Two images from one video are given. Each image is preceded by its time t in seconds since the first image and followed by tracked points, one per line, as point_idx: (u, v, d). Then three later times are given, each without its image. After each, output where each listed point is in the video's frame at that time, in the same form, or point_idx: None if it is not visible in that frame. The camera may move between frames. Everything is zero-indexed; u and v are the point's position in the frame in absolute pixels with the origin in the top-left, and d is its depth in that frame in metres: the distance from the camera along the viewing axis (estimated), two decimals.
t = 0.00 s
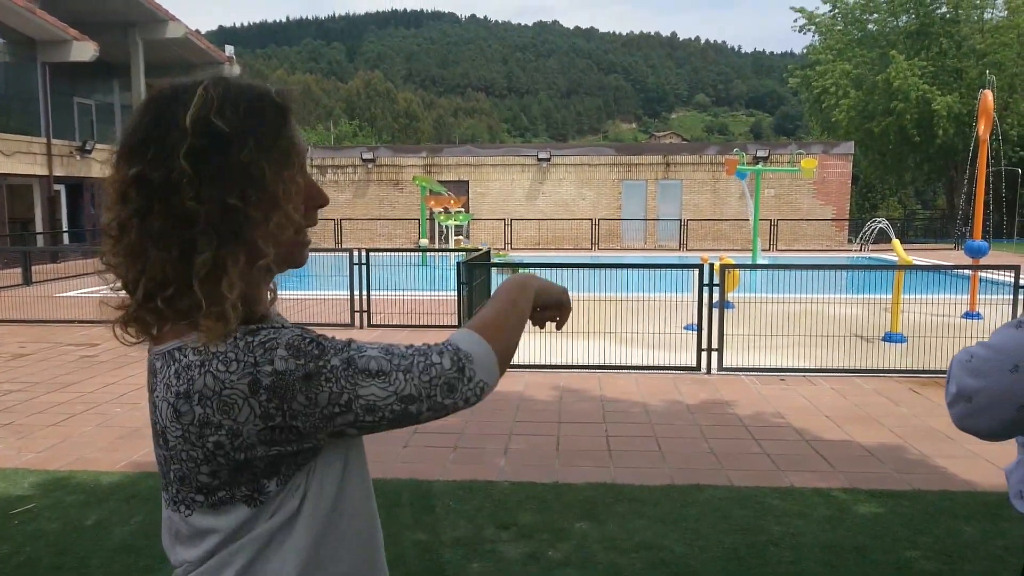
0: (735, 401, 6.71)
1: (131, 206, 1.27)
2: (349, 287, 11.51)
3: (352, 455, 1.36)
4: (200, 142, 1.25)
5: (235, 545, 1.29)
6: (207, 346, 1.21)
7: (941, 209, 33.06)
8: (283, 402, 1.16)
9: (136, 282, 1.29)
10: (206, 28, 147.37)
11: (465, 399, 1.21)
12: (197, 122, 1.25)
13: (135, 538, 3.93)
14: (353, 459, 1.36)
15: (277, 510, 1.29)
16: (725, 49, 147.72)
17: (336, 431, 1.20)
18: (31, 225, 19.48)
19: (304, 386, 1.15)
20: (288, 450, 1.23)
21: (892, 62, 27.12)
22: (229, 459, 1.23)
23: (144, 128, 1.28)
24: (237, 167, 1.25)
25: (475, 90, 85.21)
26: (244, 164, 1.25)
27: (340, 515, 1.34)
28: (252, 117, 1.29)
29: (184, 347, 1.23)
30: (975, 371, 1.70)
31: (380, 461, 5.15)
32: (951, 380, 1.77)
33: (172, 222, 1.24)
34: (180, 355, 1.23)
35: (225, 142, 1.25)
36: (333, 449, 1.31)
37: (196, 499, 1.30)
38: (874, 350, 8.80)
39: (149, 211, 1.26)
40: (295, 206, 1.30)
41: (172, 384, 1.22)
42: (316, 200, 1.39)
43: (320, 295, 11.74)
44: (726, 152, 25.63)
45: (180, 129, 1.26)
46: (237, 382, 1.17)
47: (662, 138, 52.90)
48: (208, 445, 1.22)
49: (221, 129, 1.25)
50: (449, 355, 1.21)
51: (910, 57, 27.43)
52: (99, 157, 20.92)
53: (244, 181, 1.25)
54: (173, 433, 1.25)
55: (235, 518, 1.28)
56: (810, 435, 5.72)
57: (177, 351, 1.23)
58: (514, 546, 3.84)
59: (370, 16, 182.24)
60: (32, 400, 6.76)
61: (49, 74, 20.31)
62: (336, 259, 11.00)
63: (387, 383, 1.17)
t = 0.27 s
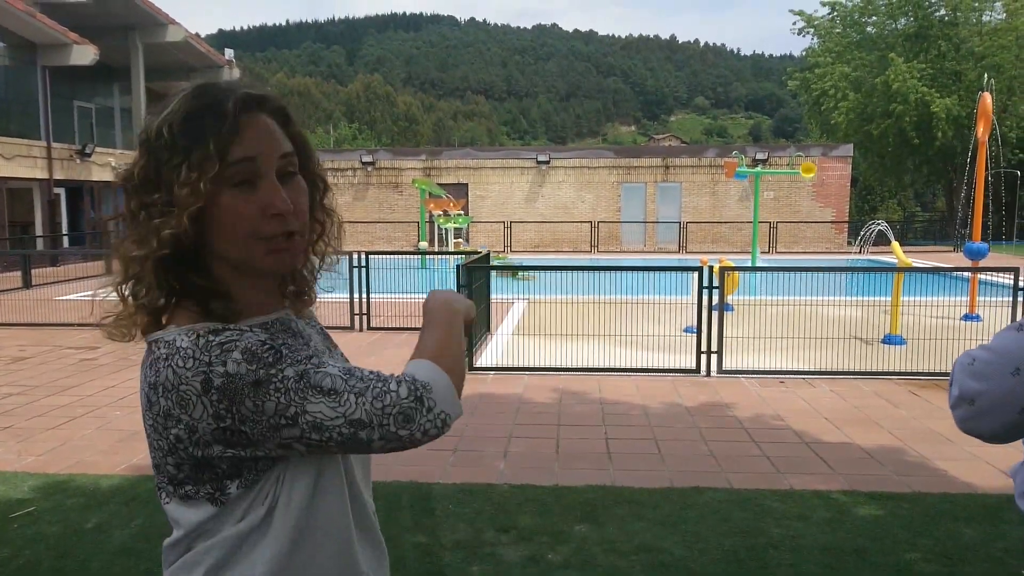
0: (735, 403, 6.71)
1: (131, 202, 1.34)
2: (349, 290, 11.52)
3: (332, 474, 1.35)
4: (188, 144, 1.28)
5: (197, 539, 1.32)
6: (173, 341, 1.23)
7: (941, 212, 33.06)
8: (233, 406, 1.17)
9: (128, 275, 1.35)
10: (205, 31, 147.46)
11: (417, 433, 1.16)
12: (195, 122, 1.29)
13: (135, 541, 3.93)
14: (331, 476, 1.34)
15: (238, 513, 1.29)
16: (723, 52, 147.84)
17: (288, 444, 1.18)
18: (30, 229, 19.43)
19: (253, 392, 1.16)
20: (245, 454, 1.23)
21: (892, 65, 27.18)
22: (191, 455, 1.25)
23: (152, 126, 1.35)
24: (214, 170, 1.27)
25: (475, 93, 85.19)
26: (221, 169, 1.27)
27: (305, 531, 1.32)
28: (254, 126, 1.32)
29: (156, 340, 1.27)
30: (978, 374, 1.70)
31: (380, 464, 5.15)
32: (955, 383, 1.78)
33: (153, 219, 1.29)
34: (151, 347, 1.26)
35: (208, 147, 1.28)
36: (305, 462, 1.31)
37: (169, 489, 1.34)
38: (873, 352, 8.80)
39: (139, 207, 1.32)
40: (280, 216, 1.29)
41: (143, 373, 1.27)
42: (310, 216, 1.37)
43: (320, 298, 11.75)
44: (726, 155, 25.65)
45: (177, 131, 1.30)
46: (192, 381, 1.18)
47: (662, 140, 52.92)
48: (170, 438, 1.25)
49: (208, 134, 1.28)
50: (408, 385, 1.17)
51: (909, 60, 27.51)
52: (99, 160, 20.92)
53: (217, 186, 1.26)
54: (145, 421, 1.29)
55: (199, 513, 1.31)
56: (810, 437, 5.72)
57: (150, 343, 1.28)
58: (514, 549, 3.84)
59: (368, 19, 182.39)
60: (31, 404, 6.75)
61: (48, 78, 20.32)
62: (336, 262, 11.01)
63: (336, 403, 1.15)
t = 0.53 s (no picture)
0: (735, 406, 6.71)
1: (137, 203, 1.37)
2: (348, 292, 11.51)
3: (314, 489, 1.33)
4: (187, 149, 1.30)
5: (176, 536, 1.33)
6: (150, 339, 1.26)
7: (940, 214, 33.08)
8: (193, 404, 1.17)
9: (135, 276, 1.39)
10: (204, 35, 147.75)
11: (359, 459, 1.12)
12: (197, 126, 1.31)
13: (135, 544, 3.92)
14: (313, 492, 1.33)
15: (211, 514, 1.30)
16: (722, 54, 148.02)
17: (243, 452, 1.18)
18: (30, 233, 19.39)
19: (211, 392, 1.16)
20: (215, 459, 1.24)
21: (890, 67, 27.21)
22: (166, 451, 1.27)
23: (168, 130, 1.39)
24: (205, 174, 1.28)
25: (474, 95, 85.29)
26: (219, 176, 1.28)
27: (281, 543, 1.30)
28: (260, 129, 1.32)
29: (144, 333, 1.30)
30: (981, 378, 1.70)
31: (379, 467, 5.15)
32: (956, 385, 1.77)
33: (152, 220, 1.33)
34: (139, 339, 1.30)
35: (207, 153, 1.29)
36: (282, 473, 1.29)
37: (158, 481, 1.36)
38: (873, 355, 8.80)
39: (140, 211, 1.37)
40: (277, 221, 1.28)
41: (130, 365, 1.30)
42: (309, 223, 1.36)
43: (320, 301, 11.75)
44: (725, 157, 25.69)
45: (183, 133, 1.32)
46: (159, 376, 1.20)
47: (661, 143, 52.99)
48: (152, 435, 1.28)
49: (206, 138, 1.30)
50: (358, 407, 1.14)
51: (908, 62, 27.54)
52: (98, 163, 20.93)
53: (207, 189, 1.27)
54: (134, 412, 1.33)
55: (177, 513, 1.32)
56: (810, 440, 5.72)
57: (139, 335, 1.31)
58: (514, 552, 3.84)
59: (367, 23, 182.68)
60: (31, 407, 6.75)
61: (48, 81, 20.34)
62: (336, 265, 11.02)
63: (285, 412, 1.13)
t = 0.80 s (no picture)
0: (735, 407, 6.70)
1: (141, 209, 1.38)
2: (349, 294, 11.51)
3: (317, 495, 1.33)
4: (193, 154, 1.30)
5: (180, 541, 1.34)
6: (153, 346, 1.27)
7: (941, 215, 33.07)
8: (197, 414, 1.18)
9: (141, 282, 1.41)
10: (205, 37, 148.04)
11: (361, 469, 1.13)
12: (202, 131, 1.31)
13: (135, 546, 3.92)
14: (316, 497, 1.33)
15: (214, 519, 1.31)
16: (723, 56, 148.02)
17: (246, 460, 1.19)
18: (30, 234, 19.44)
19: (214, 401, 1.17)
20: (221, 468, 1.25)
21: (890, 68, 27.22)
22: (171, 458, 1.28)
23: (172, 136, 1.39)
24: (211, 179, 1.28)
25: (474, 97, 85.32)
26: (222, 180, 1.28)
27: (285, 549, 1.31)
28: (267, 133, 1.32)
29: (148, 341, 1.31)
30: (984, 380, 1.70)
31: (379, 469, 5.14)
32: (958, 387, 1.77)
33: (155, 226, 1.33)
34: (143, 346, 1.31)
35: (210, 156, 1.29)
36: (284, 480, 1.30)
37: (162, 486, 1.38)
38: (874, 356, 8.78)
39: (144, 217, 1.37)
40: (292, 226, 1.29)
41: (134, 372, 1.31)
42: (320, 223, 1.38)
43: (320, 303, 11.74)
44: (725, 159, 25.71)
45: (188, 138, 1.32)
46: (162, 386, 1.21)
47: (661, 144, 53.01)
48: (155, 442, 1.29)
49: (210, 142, 1.30)
50: (363, 416, 1.15)
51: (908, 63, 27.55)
52: (99, 165, 20.95)
53: (212, 197, 1.27)
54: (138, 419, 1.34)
55: (181, 518, 1.33)
56: (811, 441, 5.72)
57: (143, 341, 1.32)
58: (513, 553, 3.84)
59: (367, 24, 182.84)
60: (31, 409, 6.75)
61: (48, 83, 20.35)
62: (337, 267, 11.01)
63: (288, 422, 1.14)
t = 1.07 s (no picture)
0: (735, 408, 6.70)
1: (143, 220, 1.33)
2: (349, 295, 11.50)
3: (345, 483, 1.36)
4: (205, 158, 1.28)
5: (208, 555, 1.33)
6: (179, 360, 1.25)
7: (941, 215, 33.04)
8: (236, 424, 1.18)
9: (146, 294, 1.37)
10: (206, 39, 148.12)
11: (420, 449, 1.18)
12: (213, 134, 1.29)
13: (135, 548, 3.92)
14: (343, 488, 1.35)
15: (245, 531, 1.30)
16: (723, 57, 148.01)
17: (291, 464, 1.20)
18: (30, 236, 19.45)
19: (255, 410, 1.17)
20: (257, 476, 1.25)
21: (890, 70, 27.23)
22: (199, 475, 1.27)
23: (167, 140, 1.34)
24: (235, 184, 1.27)
25: (475, 99, 85.30)
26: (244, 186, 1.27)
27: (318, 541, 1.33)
28: (280, 127, 1.31)
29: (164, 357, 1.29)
30: (983, 381, 1.70)
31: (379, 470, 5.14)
32: (957, 389, 1.77)
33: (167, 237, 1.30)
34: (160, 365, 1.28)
35: (227, 159, 1.27)
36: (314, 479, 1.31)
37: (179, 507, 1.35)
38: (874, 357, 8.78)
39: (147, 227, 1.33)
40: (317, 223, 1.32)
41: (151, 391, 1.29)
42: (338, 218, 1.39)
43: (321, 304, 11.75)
44: (725, 160, 25.72)
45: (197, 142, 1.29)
46: (196, 400, 1.20)
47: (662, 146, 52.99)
48: (177, 458, 1.27)
49: (223, 144, 1.28)
50: (414, 402, 1.20)
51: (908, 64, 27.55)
52: (99, 166, 20.94)
53: (241, 201, 1.26)
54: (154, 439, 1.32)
55: (206, 533, 1.32)
56: (811, 442, 5.71)
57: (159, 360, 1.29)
58: (513, 554, 3.84)
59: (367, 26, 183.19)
60: (30, 411, 6.74)
61: (49, 85, 20.35)
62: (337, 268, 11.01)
63: (338, 418, 1.17)
